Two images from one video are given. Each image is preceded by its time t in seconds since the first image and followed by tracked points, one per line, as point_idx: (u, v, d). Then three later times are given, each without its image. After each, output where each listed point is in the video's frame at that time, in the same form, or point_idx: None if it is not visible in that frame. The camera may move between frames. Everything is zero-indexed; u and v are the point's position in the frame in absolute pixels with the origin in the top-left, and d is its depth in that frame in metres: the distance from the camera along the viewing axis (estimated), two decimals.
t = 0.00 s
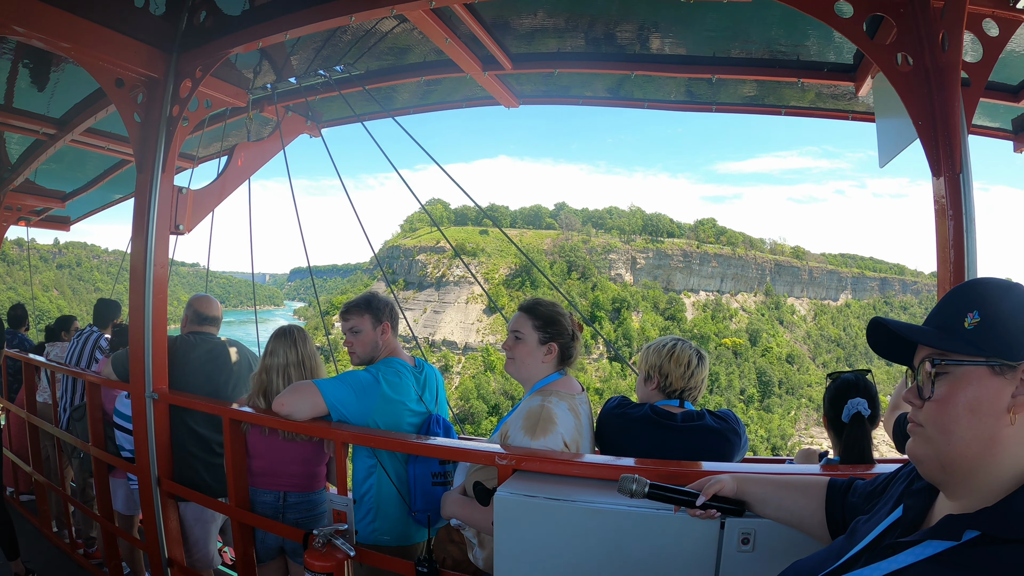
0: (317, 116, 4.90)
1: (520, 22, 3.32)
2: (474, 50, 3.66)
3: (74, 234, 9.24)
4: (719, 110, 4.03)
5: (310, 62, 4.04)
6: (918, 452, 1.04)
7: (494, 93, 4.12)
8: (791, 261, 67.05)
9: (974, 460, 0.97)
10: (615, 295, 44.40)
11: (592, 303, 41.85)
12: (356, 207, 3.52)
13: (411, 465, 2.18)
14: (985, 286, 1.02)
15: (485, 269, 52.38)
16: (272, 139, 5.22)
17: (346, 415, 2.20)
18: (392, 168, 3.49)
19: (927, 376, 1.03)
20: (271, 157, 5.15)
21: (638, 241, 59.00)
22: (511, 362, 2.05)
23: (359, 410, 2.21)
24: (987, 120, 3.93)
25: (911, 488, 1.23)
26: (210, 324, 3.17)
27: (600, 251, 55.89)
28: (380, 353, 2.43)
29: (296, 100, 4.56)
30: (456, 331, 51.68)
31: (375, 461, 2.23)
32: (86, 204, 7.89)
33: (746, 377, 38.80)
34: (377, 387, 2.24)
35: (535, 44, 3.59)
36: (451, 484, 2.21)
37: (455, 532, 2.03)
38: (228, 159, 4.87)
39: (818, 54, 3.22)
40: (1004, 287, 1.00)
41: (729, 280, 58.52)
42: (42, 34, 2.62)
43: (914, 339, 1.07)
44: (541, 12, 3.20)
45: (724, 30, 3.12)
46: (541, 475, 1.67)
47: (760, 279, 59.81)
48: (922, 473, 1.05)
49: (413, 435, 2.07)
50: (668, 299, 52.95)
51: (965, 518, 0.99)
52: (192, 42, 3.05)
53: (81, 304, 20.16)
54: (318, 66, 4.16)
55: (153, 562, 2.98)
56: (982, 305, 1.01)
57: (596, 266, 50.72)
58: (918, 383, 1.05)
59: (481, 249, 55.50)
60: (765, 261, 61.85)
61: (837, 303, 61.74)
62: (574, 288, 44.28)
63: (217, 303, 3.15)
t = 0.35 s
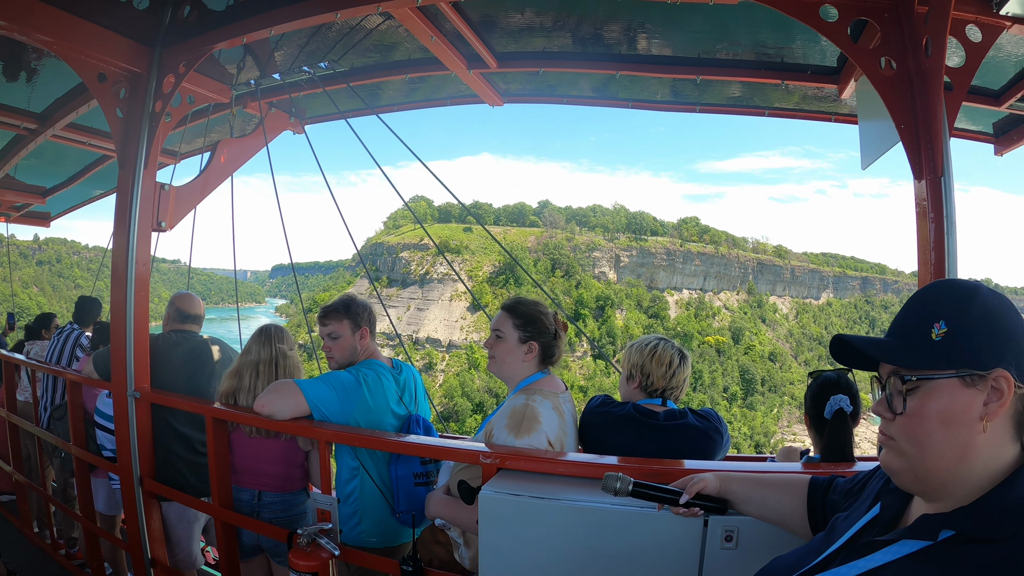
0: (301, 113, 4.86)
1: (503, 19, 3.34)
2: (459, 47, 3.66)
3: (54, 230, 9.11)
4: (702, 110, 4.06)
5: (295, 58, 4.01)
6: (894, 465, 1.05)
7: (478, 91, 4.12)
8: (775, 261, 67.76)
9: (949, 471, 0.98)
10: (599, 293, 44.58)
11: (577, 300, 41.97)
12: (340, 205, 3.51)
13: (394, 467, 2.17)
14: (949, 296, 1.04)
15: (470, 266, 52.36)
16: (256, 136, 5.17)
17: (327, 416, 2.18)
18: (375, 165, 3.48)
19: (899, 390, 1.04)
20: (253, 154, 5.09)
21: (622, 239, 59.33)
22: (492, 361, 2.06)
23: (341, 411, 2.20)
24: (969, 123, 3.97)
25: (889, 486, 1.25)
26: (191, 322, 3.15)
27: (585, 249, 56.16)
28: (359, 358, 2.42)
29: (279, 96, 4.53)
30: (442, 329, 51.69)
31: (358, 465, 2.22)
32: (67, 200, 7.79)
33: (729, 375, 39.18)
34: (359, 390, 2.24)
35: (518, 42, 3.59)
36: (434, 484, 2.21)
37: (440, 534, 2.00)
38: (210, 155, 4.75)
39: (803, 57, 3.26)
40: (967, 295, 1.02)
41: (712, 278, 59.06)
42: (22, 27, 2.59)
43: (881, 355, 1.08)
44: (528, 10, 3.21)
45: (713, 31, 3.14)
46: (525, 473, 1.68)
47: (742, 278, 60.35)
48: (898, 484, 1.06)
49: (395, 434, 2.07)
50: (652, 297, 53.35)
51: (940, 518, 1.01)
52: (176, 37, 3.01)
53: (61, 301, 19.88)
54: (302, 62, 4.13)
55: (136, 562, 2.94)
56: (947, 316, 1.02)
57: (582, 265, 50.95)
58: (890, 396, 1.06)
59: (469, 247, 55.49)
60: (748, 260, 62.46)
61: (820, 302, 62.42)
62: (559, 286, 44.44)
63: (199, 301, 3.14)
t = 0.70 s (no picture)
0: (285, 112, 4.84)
1: (490, 18, 3.34)
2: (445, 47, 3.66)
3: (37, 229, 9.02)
4: (688, 110, 4.08)
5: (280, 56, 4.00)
6: (876, 489, 1.04)
7: (465, 90, 4.12)
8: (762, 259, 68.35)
9: (933, 489, 1.00)
10: (588, 291, 44.76)
11: (566, 298, 42.09)
12: (325, 205, 3.51)
13: (383, 464, 2.16)
14: (922, 314, 1.03)
15: (459, 265, 52.31)
16: (240, 135, 5.13)
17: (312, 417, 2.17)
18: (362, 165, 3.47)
19: (882, 415, 1.02)
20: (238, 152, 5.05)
21: (610, 237, 59.61)
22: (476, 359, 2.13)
23: (326, 411, 2.18)
24: (954, 124, 4.02)
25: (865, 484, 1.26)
26: (177, 323, 3.12)
27: (573, 247, 56.37)
28: (344, 360, 2.42)
29: (264, 95, 4.51)
30: (431, 327, 51.70)
31: (345, 464, 2.20)
32: (49, 199, 7.70)
33: (717, 372, 39.47)
34: (344, 390, 2.24)
35: (504, 42, 3.60)
36: (422, 481, 2.22)
37: (428, 534, 2.02)
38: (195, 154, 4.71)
39: (790, 58, 3.28)
40: (940, 311, 1.02)
41: (700, 276, 59.43)
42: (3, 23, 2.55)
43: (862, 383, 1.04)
44: (519, 9, 3.21)
45: (703, 31, 3.15)
46: (511, 474, 1.67)
47: (730, 275, 60.79)
48: (873, 501, 1.07)
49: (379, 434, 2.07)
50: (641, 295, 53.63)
51: (913, 523, 1.01)
52: (160, 35, 2.99)
53: (44, 299, 19.69)
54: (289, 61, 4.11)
55: (121, 566, 2.92)
56: (925, 335, 1.02)
57: (570, 263, 51.16)
58: (869, 421, 1.04)
59: (458, 246, 55.49)
60: (735, 257, 62.96)
61: (806, 300, 63.01)
62: (548, 284, 44.61)
63: (184, 302, 3.12)
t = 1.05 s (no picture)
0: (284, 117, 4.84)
1: (486, 19, 3.34)
2: (442, 49, 3.65)
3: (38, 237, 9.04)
4: (686, 108, 4.09)
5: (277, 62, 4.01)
6: (867, 473, 1.05)
7: (462, 93, 4.13)
8: (763, 255, 68.33)
9: (923, 476, 1.00)
10: (589, 289, 44.80)
11: (568, 297, 42.12)
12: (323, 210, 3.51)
13: (385, 467, 2.18)
14: (917, 302, 1.03)
15: (459, 266, 52.32)
16: (239, 140, 5.13)
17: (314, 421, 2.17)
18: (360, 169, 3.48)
19: (873, 399, 1.03)
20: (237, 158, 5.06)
21: (610, 236, 59.57)
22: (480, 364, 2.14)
23: (329, 415, 2.20)
24: (953, 119, 4.02)
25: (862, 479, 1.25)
26: (179, 329, 3.12)
27: (574, 247, 56.34)
28: (344, 364, 2.44)
29: (262, 100, 4.52)
30: (433, 329, 51.73)
31: (347, 467, 2.21)
32: (49, 207, 7.71)
33: (721, 369, 39.44)
34: (346, 394, 2.24)
35: (501, 43, 3.61)
36: (424, 482, 2.23)
37: (431, 536, 2.06)
38: (194, 160, 4.72)
39: (787, 55, 3.29)
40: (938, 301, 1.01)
41: (701, 273, 59.42)
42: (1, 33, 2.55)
43: (855, 368, 1.04)
44: (519, 10, 3.21)
45: (701, 29, 3.15)
46: (514, 476, 1.67)
47: (731, 272, 60.80)
48: (865, 486, 1.08)
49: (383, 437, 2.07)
50: (641, 293, 53.69)
51: (900, 515, 1.02)
52: (157, 42, 2.99)
53: (46, 307, 19.72)
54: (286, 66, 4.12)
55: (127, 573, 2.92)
56: (919, 323, 1.02)
57: (571, 262, 51.16)
58: (862, 405, 1.05)
59: (458, 247, 55.50)
60: (735, 254, 62.96)
61: (808, 295, 63.00)
62: (549, 283, 44.70)
63: (186, 308, 3.12)
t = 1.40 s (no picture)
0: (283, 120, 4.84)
1: (485, 23, 3.36)
2: (441, 51, 3.65)
3: (40, 243, 9.03)
4: (685, 108, 4.09)
5: (276, 66, 4.01)
6: (861, 429, 1.10)
7: (460, 95, 4.13)
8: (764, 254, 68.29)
9: (912, 442, 1.03)
10: (592, 290, 44.74)
11: (571, 298, 42.15)
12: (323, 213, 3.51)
13: (384, 471, 2.18)
14: (933, 276, 1.06)
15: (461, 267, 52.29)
16: (239, 145, 5.14)
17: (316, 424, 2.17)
18: (360, 173, 3.49)
19: (875, 357, 1.07)
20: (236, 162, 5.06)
21: (611, 236, 59.50)
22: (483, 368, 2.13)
23: (330, 419, 2.19)
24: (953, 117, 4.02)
25: (858, 462, 1.27)
26: (181, 335, 3.10)
27: (576, 247, 56.29)
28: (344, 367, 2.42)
29: (262, 104, 4.52)
30: (436, 330, 51.70)
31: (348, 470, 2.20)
32: (49, 212, 7.71)
33: (724, 369, 39.39)
34: (348, 398, 2.24)
35: (499, 45, 3.61)
36: (424, 486, 2.25)
37: (436, 539, 2.02)
38: (194, 165, 4.72)
39: (786, 55, 3.29)
40: (955, 278, 1.04)
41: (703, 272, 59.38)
42: None
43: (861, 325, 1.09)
44: (522, 11, 3.20)
45: (701, 29, 3.15)
46: (517, 479, 1.67)
47: (733, 271, 60.77)
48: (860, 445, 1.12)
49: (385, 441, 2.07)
50: (643, 293, 53.63)
51: (887, 486, 1.06)
52: (156, 47, 2.99)
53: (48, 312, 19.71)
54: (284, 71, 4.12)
55: None
56: (930, 295, 1.05)
57: (573, 262, 51.12)
58: (864, 362, 1.09)
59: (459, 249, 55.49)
60: (736, 252, 62.91)
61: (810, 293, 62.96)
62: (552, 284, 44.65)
63: (187, 312, 3.10)
